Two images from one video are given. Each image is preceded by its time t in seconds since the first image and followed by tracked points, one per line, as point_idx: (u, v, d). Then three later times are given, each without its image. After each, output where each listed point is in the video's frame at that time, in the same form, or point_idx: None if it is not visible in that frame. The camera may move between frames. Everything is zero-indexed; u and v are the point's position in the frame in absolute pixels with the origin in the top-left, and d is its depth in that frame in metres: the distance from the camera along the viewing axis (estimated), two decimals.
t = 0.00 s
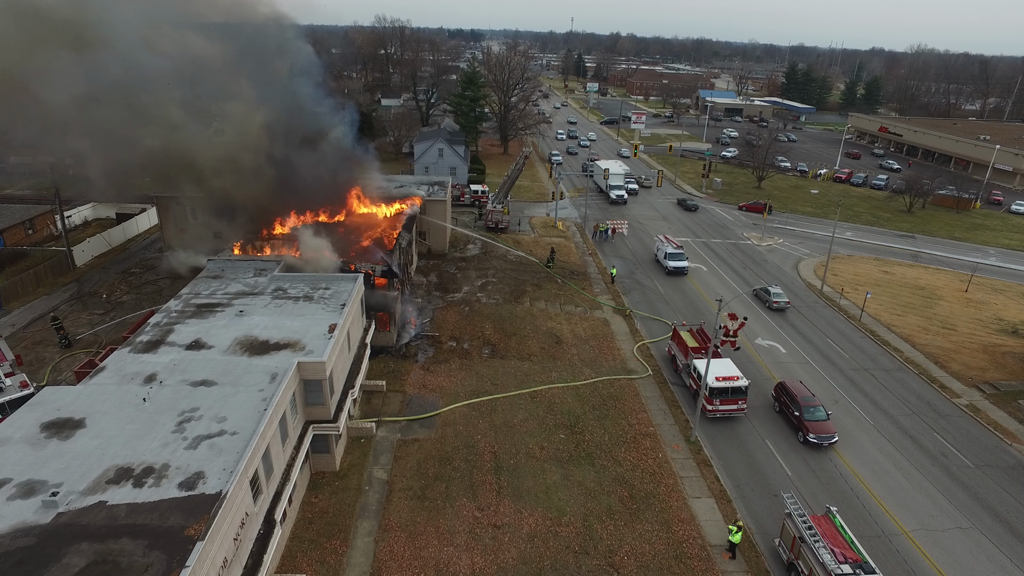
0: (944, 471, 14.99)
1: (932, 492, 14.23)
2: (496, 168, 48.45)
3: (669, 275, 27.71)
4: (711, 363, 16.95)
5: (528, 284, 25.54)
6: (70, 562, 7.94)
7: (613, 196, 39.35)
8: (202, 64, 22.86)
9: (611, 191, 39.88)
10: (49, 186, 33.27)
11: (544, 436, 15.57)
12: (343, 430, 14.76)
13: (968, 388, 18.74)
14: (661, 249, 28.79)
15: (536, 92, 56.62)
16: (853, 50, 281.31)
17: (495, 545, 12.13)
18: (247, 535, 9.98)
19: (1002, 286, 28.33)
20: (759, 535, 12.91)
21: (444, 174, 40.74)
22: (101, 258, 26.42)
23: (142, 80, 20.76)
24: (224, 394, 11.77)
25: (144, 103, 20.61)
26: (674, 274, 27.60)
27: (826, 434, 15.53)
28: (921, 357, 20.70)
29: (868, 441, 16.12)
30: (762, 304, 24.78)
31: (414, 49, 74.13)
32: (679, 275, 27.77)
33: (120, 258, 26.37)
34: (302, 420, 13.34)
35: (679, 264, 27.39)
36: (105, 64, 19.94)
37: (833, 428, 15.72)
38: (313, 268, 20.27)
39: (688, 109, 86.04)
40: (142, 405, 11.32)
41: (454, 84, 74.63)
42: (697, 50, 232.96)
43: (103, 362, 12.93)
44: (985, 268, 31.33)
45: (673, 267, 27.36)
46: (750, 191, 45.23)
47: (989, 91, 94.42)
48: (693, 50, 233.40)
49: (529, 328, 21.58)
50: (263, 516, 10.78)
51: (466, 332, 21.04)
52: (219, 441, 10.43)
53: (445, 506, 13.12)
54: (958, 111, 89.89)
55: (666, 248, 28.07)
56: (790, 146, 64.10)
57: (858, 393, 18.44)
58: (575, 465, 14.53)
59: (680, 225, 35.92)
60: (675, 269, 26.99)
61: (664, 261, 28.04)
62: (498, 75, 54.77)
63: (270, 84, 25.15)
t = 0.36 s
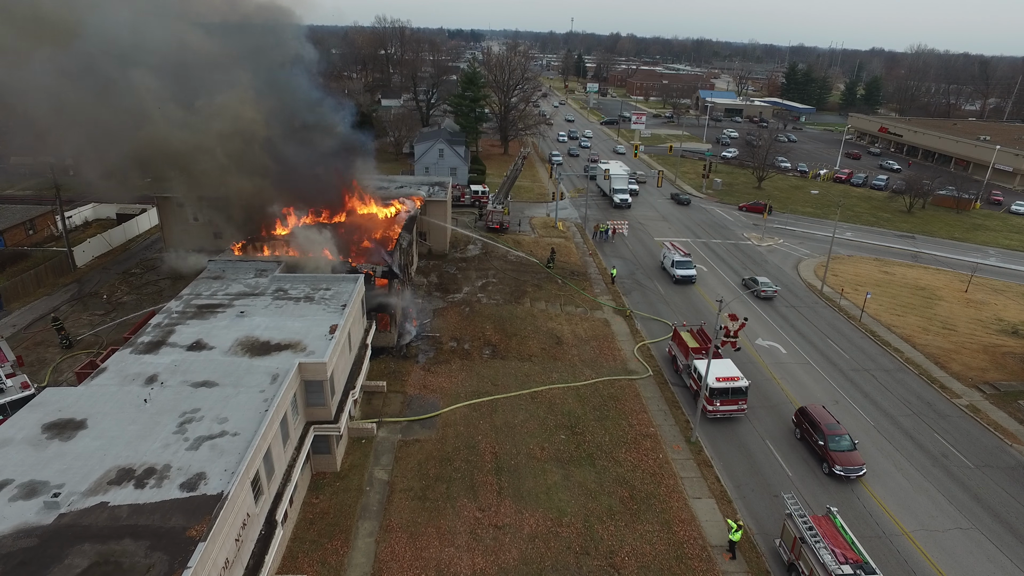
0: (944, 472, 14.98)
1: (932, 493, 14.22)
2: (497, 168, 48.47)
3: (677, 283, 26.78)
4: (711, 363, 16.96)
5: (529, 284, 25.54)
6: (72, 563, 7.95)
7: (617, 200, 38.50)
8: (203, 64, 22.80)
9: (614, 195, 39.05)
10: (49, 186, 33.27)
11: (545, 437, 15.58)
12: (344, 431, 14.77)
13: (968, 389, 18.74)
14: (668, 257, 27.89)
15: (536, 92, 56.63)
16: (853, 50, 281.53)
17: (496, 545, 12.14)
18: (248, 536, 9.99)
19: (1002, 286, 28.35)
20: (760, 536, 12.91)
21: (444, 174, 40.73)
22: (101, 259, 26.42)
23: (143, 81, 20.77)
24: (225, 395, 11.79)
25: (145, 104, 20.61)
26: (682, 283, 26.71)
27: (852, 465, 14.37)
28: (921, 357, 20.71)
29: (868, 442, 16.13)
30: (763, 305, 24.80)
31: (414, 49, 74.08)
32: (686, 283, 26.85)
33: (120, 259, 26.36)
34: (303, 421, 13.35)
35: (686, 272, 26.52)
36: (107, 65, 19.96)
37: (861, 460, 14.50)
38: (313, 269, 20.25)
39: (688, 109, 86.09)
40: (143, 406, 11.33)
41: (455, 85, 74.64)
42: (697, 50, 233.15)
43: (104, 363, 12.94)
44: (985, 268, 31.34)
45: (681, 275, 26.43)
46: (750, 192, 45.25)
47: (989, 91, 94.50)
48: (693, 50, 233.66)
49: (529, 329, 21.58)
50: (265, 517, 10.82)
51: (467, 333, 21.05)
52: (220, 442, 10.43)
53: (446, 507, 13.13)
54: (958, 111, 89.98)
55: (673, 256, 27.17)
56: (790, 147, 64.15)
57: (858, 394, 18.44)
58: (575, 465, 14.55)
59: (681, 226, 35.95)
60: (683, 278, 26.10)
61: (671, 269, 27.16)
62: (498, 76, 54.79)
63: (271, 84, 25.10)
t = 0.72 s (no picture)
0: (943, 473, 14.99)
1: (932, 494, 14.22)
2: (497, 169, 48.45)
3: (685, 293, 25.78)
4: (711, 364, 16.96)
5: (529, 285, 25.54)
6: (73, 564, 7.95)
7: (620, 205, 37.41)
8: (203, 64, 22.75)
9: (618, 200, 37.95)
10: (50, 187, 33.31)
11: (544, 438, 15.58)
12: (344, 432, 14.77)
13: (968, 390, 18.74)
14: (675, 266, 26.83)
15: (536, 92, 56.64)
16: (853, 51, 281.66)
17: (495, 546, 12.14)
18: (248, 537, 10.00)
19: (1002, 287, 28.37)
20: (759, 537, 12.91)
21: (444, 175, 40.74)
22: (101, 259, 26.42)
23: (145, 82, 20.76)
24: (225, 395, 11.80)
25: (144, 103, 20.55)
26: (690, 292, 25.67)
27: (884, 503, 13.18)
28: (921, 359, 20.71)
29: (868, 443, 16.13)
30: (763, 305, 24.80)
31: (414, 49, 74.12)
32: (695, 293, 25.86)
33: (120, 259, 26.36)
34: (303, 422, 13.37)
35: (695, 281, 25.49)
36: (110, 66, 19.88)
37: (894, 498, 13.30)
38: (313, 270, 20.23)
39: (688, 109, 86.17)
40: (143, 407, 11.34)
41: (455, 85, 74.68)
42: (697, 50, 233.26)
43: (104, 363, 12.95)
44: (985, 269, 31.35)
45: (689, 285, 25.41)
46: (749, 192, 45.26)
47: (989, 92, 94.58)
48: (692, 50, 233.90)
49: (529, 330, 21.58)
50: (265, 518, 10.83)
51: (467, 334, 21.05)
52: (220, 443, 10.44)
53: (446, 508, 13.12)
54: (958, 111, 90.04)
55: (681, 265, 26.11)
56: (790, 147, 64.15)
57: (858, 395, 18.44)
58: (575, 466, 14.57)
59: (680, 226, 35.97)
60: (691, 287, 25.05)
61: (678, 277, 26.11)
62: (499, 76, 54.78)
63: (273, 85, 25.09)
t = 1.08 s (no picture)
0: (943, 474, 14.98)
1: (932, 495, 14.22)
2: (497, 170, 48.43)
3: (694, 302, 24.74)
4: (711, 365, 16.95)
5: (528, 286, 25.54)
6: (72, 565, 7.95)
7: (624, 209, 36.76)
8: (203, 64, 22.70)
9: (621, 203, 37.24)
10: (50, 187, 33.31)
11: (544, 438, 15.58)
12: (343, 433, 14.77)
13: (968, 390, 18.75)
14: (683, 274, 25.81)
15: (536, 92, 56.62)
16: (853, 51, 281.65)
17: (495, 547, 12.14)
18: (247, 538, 10.00)
19: (1002, 287, 28.37)
20: (759, 537, 12.91)
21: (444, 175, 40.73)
22: (101, 259, 26.42)
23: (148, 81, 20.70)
24: (225, 396, 11.80)
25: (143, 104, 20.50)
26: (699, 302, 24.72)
27: (922, 549, 11.95)
28: (921, 359, 20.72)
29: (868, 443, 16.14)
30: (763, 306, 24.80)
31: (414, 49, 74.09)
32: (704, 302, 24.83)
33: (120, 260, 26.36)
34: (303, 422, 13.37)
35: (704, 291, 24.51)
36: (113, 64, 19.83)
37: (933, 544, 12.05)
38: (313, 270, 20.22)
39: (688, 109, 86.17)
40: (143, 408, 11.34)
41: (455, 85, 74.66)
42: (697, 50, 233.24)
43: (104, 364, 12.93)
44: (985, 269, 31.34)
45: (698, 294, 24.37)
46: (749, 192, 45.27)
47: (989, 92, 94.63)
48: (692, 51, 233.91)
49: (529, 330, 21.58)
50: (264, 518, 10.83)
51: (466, 334, 21.04)
52: (220, 444, 10.45)
53: (445, 508, 13.12)
54: (958, 111, 90.02)
55: (689, 273, 25.11)
56: (790, 148, 64.14)
57: (858, 396, 18.44)
58: (575, 466, 14.56)
59: (680, 227, 35.95)
60: (700, 297, 24.05)
61: (686, 286, 25.14)
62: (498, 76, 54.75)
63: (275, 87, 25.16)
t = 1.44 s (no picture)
0: (943, 474, 14.99)
1: (932, 495, 14.22)
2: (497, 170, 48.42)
3: (701, 314, 23.69)
4: (710, 365, 16.96)
5: (528, 286, 25.57)
6: (72, 566, 7.95)
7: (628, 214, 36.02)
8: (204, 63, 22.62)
9: (625, 208, 36.55)
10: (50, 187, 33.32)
11: (544, 439, 15.58)
12: (343, 433, 14.78)
13: (967, 391, 18.76)
14: (691, 284, 24.75)
15: (536, 92, 56.58)
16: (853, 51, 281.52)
17: (495, 548, 12.14)
18: (247, 538, 10.01)
19: (1001, 288, 28.40)
20: (759, 538, 12.92)
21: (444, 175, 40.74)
22: (101, 260, 26.43)
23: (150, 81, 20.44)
24: (224, 397, 11.80)
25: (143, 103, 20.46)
26: (709, 313, 23.65)
27: None
28: (921, 359, 20.74)
29: (867, 444, 16.15)
30: (763, 306, 24.82)
31: (415, 49, 74.03)
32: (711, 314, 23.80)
33: (120, 260, 26.37)
34: (303, 423, 13.38)
35: (714, 301, 23.46)
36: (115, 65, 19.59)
37: None
38: (313, 270, 20.23)
39: (688, 109, 86.18)
40: (143, 408, 11.35)
41: (455, 85, 74.67)
42: (697, 50, 233.21)
43: (103, 365, 12.93)
44: (985, 270, 31.33)
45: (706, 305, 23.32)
46: (749, 193, 45.27)
47: (989, 92, 94.64)
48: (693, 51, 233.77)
49: (529, 330, 21.59)
50: (264, 519, 10.83)
51: (466, 334, 21.06)
52: (220, 444, 10.45)
53: (445, 509, 13.13)
54: (958, 111, 89.98)
55: (697, 283, 24.11)
56: (790, 148, 64.13)
57: (857, 396, 18.44)
58: (575, 467, 14.57)
59: (680, 227, 35.98)
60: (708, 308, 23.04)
61: (695, 297, 24.10)
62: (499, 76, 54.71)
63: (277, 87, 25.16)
